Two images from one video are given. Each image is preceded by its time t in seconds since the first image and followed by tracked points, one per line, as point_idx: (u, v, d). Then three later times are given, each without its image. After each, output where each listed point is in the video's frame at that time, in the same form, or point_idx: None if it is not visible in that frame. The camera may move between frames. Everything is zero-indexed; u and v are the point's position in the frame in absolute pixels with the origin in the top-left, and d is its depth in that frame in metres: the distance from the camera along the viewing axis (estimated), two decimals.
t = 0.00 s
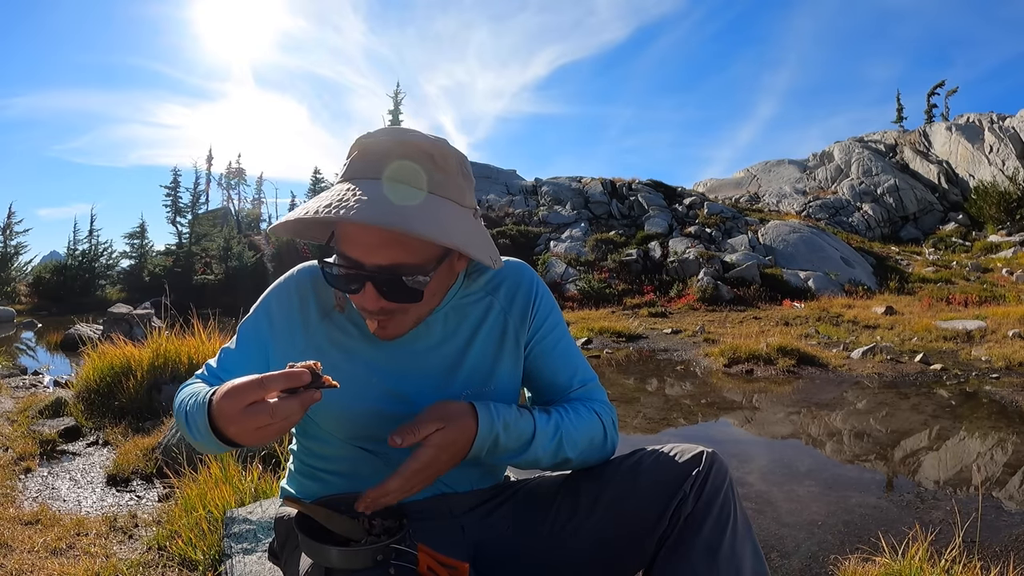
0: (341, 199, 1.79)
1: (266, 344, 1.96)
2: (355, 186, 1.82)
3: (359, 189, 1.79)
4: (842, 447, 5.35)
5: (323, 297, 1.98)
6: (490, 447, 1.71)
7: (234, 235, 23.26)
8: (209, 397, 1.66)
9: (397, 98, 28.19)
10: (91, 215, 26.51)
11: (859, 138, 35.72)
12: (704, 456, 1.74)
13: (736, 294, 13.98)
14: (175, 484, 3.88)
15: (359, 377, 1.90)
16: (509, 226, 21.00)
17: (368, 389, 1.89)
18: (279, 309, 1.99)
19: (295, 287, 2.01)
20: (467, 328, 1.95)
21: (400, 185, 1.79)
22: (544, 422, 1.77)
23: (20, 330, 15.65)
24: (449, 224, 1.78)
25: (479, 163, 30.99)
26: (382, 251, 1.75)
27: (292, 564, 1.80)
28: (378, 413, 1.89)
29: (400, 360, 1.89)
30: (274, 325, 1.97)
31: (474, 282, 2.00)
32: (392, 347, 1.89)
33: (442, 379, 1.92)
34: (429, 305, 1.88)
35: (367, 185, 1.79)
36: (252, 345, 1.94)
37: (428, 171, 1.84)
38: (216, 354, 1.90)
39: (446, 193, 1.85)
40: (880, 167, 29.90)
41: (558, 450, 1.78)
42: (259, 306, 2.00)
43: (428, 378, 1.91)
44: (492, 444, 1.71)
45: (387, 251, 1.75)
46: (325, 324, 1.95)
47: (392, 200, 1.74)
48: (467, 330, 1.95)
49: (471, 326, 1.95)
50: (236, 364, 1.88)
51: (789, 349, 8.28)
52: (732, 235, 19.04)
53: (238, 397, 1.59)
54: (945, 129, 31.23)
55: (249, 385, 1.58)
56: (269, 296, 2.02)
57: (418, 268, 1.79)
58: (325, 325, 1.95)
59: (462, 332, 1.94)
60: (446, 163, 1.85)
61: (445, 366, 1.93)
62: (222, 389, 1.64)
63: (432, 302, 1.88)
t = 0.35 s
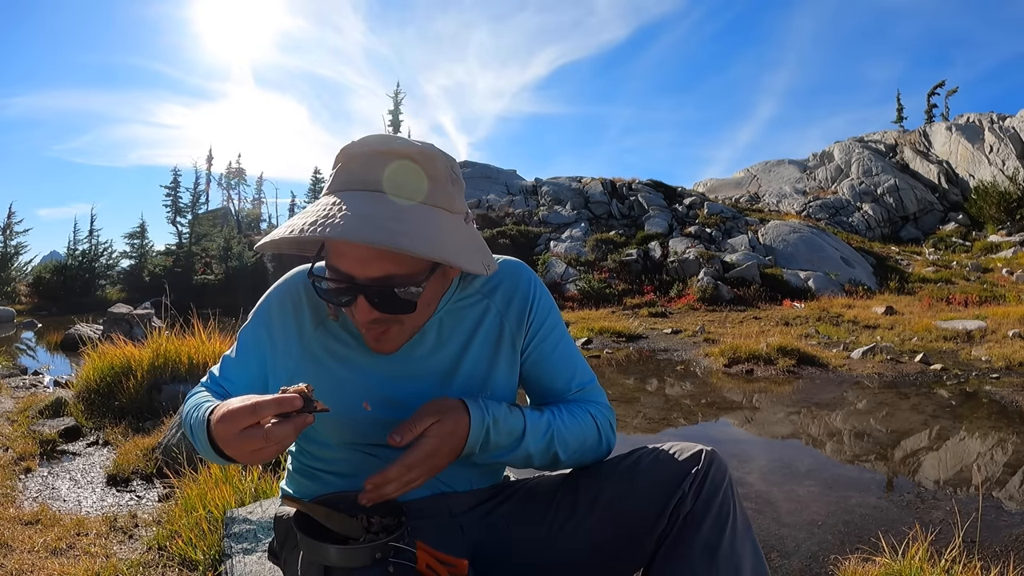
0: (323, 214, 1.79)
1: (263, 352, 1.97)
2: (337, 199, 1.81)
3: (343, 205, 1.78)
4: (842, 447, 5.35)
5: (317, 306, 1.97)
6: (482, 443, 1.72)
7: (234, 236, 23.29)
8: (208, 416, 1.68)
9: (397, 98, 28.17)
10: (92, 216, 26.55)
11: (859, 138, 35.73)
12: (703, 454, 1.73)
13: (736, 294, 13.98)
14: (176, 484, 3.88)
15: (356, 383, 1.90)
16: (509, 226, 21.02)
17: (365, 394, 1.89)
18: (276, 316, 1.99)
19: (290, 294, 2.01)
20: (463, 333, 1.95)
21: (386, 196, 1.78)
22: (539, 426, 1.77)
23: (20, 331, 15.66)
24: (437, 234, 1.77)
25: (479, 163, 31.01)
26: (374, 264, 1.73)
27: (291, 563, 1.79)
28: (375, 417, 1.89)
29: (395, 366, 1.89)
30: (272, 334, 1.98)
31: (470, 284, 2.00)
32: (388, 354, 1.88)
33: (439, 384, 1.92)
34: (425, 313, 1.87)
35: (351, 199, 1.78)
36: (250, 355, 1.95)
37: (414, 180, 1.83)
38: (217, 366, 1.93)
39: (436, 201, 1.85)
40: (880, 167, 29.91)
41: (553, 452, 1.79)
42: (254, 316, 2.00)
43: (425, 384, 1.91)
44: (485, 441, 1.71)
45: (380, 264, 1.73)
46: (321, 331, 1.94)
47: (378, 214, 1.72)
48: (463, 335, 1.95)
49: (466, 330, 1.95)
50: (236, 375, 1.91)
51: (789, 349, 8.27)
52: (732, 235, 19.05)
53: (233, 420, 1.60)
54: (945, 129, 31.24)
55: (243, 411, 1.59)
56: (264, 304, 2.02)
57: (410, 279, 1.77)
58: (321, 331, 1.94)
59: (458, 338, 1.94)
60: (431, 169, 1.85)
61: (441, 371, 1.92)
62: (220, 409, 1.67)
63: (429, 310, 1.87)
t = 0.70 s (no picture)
0: (314, 222, 1.79)
1: (262, 358, 1.98)
2: (324, 208, 1.82)
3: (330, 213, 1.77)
4: (841, 447, 5.35)
5: (313, 309, 1.97)
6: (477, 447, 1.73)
7: (235, 236, 23.30)
8: (207, 428, 1.69)
9: (398, 98, 28.16)
10: (92, 216, 26.57)
11: (859, 138, 35.74)
12: (703, 454, 1.74)
13: (736, 294, 13.98)
14: (176, 484, 3.88)
15: (354, 384, 1.90)
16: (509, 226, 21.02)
17: (364, 395, 1.89)
18: (272, 320, 1.99)
19: (286, 297, 2.01)
20: (460, 331, 1.94)
21: (373, 201, 1.78)
22: (533, 427, 1.77)
23: (20, 331, 15.66)
24: (430, 234, 1.76)
25: (479, 163, 31.02)
26: (368, 267, 1.73)
27: (290, 563, 1.79)
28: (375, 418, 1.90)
29: (392, 367, 1.89)
30: (269, 339, 1.97)
31: (466, 281, 1.99)
32: (386, 354, 1.88)
33: (436, 383, 1.92)
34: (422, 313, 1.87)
35: (337, 206, 1.77)
36: (251, 362, 1.97)
37: (400, 182, 1.82)
38: (219, 377, 1.95)
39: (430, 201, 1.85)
40: (880, 167, 29.90)
41: (546, 453, 1.79)
42: (253, 321, 2.01)
43: (422, 384, 1.91)
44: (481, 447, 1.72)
45: (374, 266, 1.73)
46: (318, 333, 1.94)
47: (366, 218, 1.72)
48: (458, 334, 1.94)
49: (462, 329, 1.95)
50: (239, 383, 1.94)
51: (789, 349, 8.28)
52: (732, 235, 19.05)
53: (229, 433, 1.61)
54: (945, 129, 31.23)
55: (239, 425, 1.60)
56: (261, 309, 2.02)
57: (405, 278, 1.77)
58: (317, 334, 1.94)
59: (454, 336, 1.94)
60: (418, 167, 1.84)
61: (438, 370, 1.92)
62: (219, 421, 1.67)
63: (425, 311, 1.87)
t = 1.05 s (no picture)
0: (324, 219, 1.79)
1: (265, 358, 1.98)
2: (334, 205, 1.82)
3: (340, 210, 1.77)
4: (842, 447, 5.35)
5: (314, 308, 1.98)
6: (479, 432, 1.71)
7: (235, 236, 23.31)
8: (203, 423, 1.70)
9: (398, 98, 28.16)
10: (92, 216, 26.58)
11: (859, 138, 35.75)
12: (703, 454, 1.74)
13: (736, 294, 13.98)
14: (176, 485, 3.88)
15: (354, 382, 1.90)
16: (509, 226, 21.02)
17: (365, 391, 1.89)
18: (275, 319, 1.99)
19: (289, 295, 2.02)
20: (459, 329, 1.94)
21: (379, 196, 1.78)
22: (528, 426, 1.77)
23: (20, 331, 15.65)
24: (439, 227, 1.77)
25: (479, 163, 31.04)
26: (380, 261, 1.73)
27: (290, 563, 1.79)
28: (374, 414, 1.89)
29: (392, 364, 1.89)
30: (272, 339, 1.98)
31: (466, 279, 2.00)
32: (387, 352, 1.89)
33: (436, 381, 1.92)
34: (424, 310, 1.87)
35: (345, 204, 1.77)
36: (254, 362, 1.98)
37: (406, 177, 1.83)
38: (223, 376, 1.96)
39: (435, 195, 1.86)
40: (880, 167, 29.91)
41: (536, 449, 1.80)
42: (256, 321, 2.01)
43: (421, 381, 1.91)
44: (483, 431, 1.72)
45: (387, 260, 1.73)
46: (318, 333, 1.94)
47: (376, 212, 1.72)
48: (458, 331, 1.94)
49: (462, 326, 1.95)
50: (243, 383, 1.94)
51: (789, 349, 8.28)
52: (732, 235, 19.05)
53: (218, 427, 1.61)
54: (945, 129, 31.24)
55: (227, 418, 1.60)
56: (263, 308, 2.02)
57: (416, 273, 1.77)
58: (318, 333, 1.94)
59: (453, 333, 1.94)
60: (423, 164, 1.84)
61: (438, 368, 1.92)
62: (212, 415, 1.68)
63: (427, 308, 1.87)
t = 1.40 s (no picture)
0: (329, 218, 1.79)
1: (265, 359, 1.98)
2: (342, 201, 1.82)
3: (346, 208, 1.77)
4: (841, 447, 5.35)
5: (315, 308, 1.98)
6: (484, 378, 1.70)
7: (234, 236, 23.32)
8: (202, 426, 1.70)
9: (398, 98, 28.14)
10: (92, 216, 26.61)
11: (859, 138, 35.77)
12: (703, 455, 1.74)
13: (736, 294, 13.98)
14: (176, 485, 3.87)
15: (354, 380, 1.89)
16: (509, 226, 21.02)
17: (364, 388, 1.88)
18: (275, 320, 1.99)
19: (290, 294, 2.02)
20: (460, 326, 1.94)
21: (380, 196, 1.79)
22: (535, 387, 1.79)
23: (20, 330, 15.66)
24: (446, 230, 1.76)
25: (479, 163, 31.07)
26: (387, 261, 1.73)
27: (290, 563, 1.79)
28: (373, 412, 1.88)
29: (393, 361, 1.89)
30: (275, 340, 1.98)
31: (467, 280, 2.02)
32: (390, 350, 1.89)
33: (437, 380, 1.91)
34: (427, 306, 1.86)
35: (353, 201, 1.78)
36: (256, 364, 1.98)
37: (411, 178, 1.83)
38: (224, 376, 1.96)
39: (441, 197, 1.85)
40: (880, 167, 29.91)
41: (540, 415, 1.79)
42: (256, 321, 2.02)
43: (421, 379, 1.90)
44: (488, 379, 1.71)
45: (393, 261, 1.73)
46: (318, 333, 1.94)
47: (382, 212, 1.72)
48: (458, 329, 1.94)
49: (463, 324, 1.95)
50: (243, 384, 1.93)
51: (789, 349, 8.28)
52: (732, 235, 19.05)
53: (214, 430, 1.61)
54: (945, 129, 31.24)
55: (225, 422, 1.60)
56: (262, 309, 2.03)
57: (421, 276, 1.76)
58: (319, 334, 1.94)
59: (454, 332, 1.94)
60: (430, 167, 1.84)
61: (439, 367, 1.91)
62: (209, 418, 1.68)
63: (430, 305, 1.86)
